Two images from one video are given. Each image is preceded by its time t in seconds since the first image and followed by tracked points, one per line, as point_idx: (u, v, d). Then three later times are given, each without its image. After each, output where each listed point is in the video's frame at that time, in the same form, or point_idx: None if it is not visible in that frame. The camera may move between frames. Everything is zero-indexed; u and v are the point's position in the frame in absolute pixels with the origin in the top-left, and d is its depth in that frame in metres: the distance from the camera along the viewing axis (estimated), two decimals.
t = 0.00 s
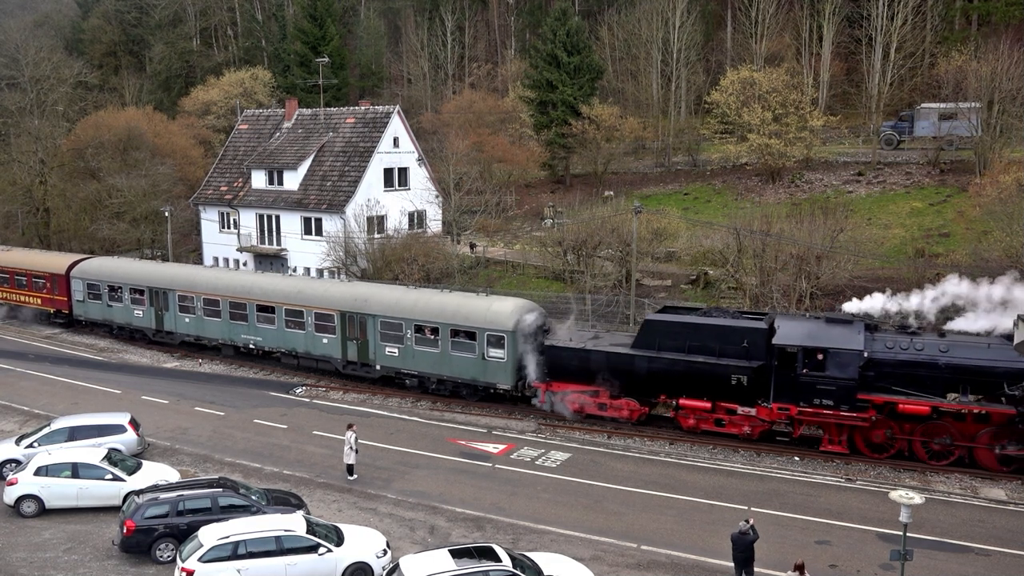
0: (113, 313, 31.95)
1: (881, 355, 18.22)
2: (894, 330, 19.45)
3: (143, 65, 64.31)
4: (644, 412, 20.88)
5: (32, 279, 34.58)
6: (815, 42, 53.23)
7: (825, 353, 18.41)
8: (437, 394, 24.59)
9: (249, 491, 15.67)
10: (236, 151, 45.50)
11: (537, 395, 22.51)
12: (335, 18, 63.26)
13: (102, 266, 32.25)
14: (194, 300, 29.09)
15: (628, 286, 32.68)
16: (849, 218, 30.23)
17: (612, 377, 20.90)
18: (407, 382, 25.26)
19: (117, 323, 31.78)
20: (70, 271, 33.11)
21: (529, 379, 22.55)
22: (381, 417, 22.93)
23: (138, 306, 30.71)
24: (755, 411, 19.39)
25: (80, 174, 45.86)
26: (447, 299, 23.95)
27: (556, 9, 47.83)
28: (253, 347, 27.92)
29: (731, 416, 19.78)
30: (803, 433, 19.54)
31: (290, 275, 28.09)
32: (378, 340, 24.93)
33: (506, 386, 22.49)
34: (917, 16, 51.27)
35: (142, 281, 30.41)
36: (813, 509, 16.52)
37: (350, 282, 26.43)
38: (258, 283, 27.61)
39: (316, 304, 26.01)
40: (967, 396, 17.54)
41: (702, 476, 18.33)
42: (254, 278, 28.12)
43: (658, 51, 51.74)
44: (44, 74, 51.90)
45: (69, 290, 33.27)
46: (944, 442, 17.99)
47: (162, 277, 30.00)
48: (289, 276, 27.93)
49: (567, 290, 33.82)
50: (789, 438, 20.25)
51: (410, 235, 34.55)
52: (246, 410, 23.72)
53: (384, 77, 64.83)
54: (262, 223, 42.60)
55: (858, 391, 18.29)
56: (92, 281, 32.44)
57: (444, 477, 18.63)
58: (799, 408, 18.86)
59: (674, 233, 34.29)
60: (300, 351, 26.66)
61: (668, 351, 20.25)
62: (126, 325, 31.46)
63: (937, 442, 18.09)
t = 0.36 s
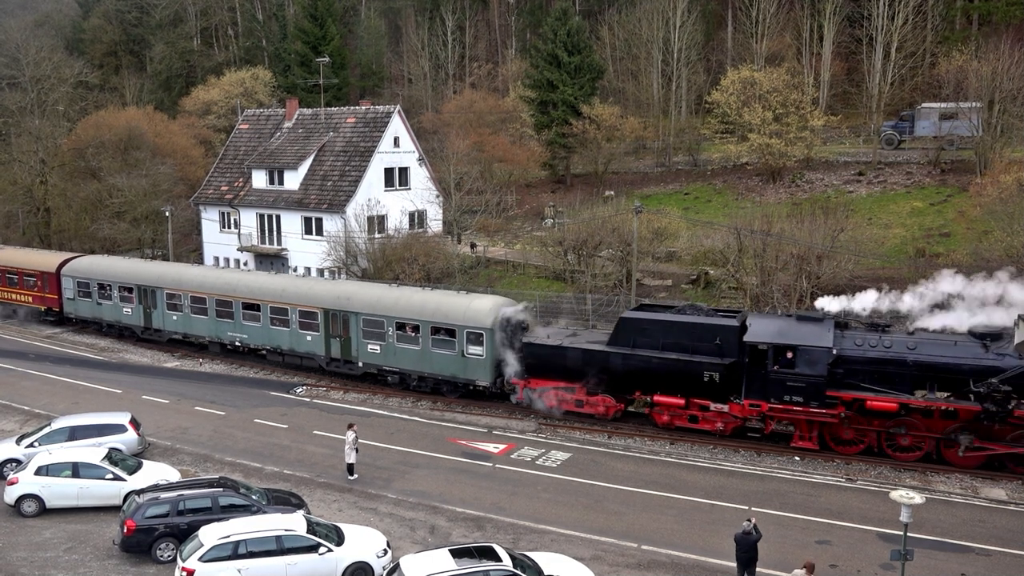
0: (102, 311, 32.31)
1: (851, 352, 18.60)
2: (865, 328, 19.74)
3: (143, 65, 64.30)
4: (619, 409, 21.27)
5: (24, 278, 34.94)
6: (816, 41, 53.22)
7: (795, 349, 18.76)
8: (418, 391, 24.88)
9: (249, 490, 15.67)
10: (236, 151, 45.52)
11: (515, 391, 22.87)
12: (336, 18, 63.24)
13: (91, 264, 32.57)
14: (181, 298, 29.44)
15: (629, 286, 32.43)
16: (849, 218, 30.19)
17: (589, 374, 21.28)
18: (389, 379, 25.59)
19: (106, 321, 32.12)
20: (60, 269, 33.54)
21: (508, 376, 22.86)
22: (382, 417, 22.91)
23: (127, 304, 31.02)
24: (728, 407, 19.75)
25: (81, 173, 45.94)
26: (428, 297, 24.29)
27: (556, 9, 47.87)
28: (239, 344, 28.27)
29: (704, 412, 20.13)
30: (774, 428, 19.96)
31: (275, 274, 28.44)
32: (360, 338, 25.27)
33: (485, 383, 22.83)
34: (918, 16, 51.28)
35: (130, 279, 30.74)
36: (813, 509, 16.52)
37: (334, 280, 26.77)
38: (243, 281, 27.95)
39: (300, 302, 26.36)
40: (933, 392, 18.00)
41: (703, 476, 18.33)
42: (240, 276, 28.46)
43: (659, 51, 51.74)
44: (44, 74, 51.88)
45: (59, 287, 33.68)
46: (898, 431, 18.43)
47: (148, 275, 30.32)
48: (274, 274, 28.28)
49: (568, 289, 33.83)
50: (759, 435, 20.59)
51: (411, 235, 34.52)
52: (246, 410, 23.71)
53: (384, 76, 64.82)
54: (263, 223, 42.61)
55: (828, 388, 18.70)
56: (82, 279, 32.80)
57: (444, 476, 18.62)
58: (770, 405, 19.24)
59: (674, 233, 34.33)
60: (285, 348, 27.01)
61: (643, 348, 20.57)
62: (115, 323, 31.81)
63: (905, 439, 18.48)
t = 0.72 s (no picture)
0: (92, 308, 32.78)
1: (820, 348, 18.82)
2: (835, 327, 19.74)
3: (144, 65, 64.26)
4: (595, 405, 21.71)
5: (15, 276, 35.33)
6: (816, 41, 53.22)
7: (765, 346, 19.01)
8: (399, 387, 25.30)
9: (250, 490, 15.64)
10: (237, 151, 45.52)
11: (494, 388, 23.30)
12: (337, 18, 63.22)
13: (81, 263, 33.02)
14: (169, 296, 29.95)
15: (630, 286, 32.31)
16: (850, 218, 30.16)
17: (564, 371, 21.70)
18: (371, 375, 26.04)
19: (95, 318, 32.60)
20: (51, 266, 34.02)
21: (486, 373, 23.27)
22: (381, 416, 22.91)
23: (115, 301, 31.53)
24: (700, 404, 20.07)
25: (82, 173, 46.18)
26: (408, 294, 24.71)
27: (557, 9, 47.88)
28: (225, 341, 28.74)
29: (677, 408, 20.46)
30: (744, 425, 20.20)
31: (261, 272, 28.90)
32: (343, 335, 25.70)
33: (464, 379, 23.26)
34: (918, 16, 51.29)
35: (118, 277, 31.25)
36: (814, 509, 16.50)
37: (318, 278, 27.22)
38: (229, 279, 28.43)
39: (284, 300, 26.80)
40: (900, 389, 18.25)
41: (703, 476, 18.32)
42: (227, 274, 28.94)
43: (659, 51, 51.76)
44: (45, 73, 51.83)
45: (49, 285, 34.06)
46: (857, 438, 18.70)
47: (137, 273, 30.85)
48: (260, 272, 28.75)
49: (568, 289, 33.83)
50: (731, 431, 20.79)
51: (411, 235, 34.48)
52: (246, 410, 23.70)
53: (385, 76, 64.82)
54: (263, 223, 42.63)
55: (796, 384, 18.94)
56: (71, 277, 33.24)
57: (444, 476, 18.62)
58: (740, 401, 19.46)
59: (675, 233, 34.37)
60: (269, 345, 27.45)
61: (617, 345, 20.90)
62: (105, 320, 32.32)
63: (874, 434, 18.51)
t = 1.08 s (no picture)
0: (81, 307, 33.20)
1: (789, 346, 18.97)
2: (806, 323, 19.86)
3: (144, 64, 64.23)
4: (572, 402, 22.00)
5: (7, 275, 35.87)
6: (816, 41, 53.23)
7: (735, 345, 19.20)
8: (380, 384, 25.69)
9: (250, 489, 15.64)
10: (237, 151, 45.52)
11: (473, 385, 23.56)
12: (337, 18, 63.22)
13: (71, 262, 33.45)
14: (156, 294, 30.29)
15: (630, 286, 32.26)
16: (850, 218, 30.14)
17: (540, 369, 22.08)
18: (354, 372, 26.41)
19: (85, 316, 33.03)
20: (42, 265, 34.46)
21: (465, 371, 23.62)
22: (381, 416, 22.90)
23: (104, 300, 31.95)
24: (673, 400, 20.46)
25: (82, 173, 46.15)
26: (389, 292, 25.07)
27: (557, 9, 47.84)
28: (211, 339, 29.08)
29: (650, 405, 20.86)
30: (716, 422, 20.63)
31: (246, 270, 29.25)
32: (326, 333, 26.04)
33: (444, 376, 23.62)
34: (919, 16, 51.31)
35: (107, 276, 31.63)
36: (814, 509, 16.51)
37: (302, 276, 27.56)
38: (215, 277, 28.76)
39: (268, 298, 27.13)
40: (869, 386, 18.33)
41: (703, 476, 18.32)
42: (212, 272, 29.27)
43: (660, 51, 51.79)
44: (45, 73, 51.80)
45: (40, 283, 34.53)
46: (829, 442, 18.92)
47: (124, 272, 31.21)
48: (245, 270, 29.08)
49: (568, 289, 33.79)
50: (702, 427, 21.28)
51: (412, 235, 34.47)
52: (246, 410, 23.70)
53: (385, 76, 64.83)
54: (264, 223, 42.65)
55: (766, 381, 19.11)
56: (61, 276, 33.70)
57: (444, 476, 18.62)
58: (711, 398, 19.80)
59: (675, 233, 34.40)
60: (254, 342, 27.78)
61: (593, 343, 21.28)
62: (94, 318, 32.75)
63: (841, 431, 18.73)
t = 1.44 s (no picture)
0: (70, 305, 33.66)
1: (757, 343, 19.26)
2: (775, 321, 20.06)
3: (144, 64, 64.21)
4: (547, 398, 22.34)
5: None
6: (816, 41, 53.23)
7: (705, 342, 19.42)
8: (361, 381, 26.14)
9: (250, 490, 15.63)
10: (237, 151, 45.52)
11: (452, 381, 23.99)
12: (337, 18, 63.20)
13: (60, 260, 33.87)
14: (143, 293, 30.73)
15: (631, 286, 32.29)
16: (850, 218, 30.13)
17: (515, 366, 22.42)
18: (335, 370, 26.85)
19: (73, 313, 33.46)
20: (31, 264, 34.85)
21: (444, 368, 24.05)
22: (381, 417, 22.90)
23: (93, 298, 32.40)
24: (645, 397, 20.66)
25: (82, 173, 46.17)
26: (370, 291, 25.52)
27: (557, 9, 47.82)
28: (196, 336, 29.49)
29: (623, 401, 21.03)
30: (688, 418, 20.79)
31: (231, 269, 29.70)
32: (308, 330, 26.46)
33: (423, 373, 24.04)
34: (919, 16, 51.32)
35: (96, 275, 32.07)
36: (814, 509, 16.50)
37: (285, 274, 28.01)
38: (200, 276, 29.21)
39: (252, 296, 27.56)
40: (837, 382, 18.58)
41: (703, 476, 18.31)
42: (198, 271, 29.71)
43: (659, 51, 51.82)
44: (45, 73, 51.82)
45: (29, 282, 34.98)
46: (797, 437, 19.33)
47: (112, 270, 31.67)
48: (230, 269, 29.53)
49: (568, 289, 33.77)
50: (674, 423, 21.54)
51: (412, 235, 34.46)
52: (246, 410, 23.69)
53: (385, 76, 64.82)
54: (263, 223, 42.65)
55: (736, 378, 19.34)
56: (50, 275, 34.13)
57: (444, 476, 18.61)
58: (682, 395, 20.00)
59: (675, 233, 34.39)
60: (238, 340, 28.20)
61: (567, 340, 21.52)
62: (82, 315, 33.18)
63: (809, 427, 19.03)
